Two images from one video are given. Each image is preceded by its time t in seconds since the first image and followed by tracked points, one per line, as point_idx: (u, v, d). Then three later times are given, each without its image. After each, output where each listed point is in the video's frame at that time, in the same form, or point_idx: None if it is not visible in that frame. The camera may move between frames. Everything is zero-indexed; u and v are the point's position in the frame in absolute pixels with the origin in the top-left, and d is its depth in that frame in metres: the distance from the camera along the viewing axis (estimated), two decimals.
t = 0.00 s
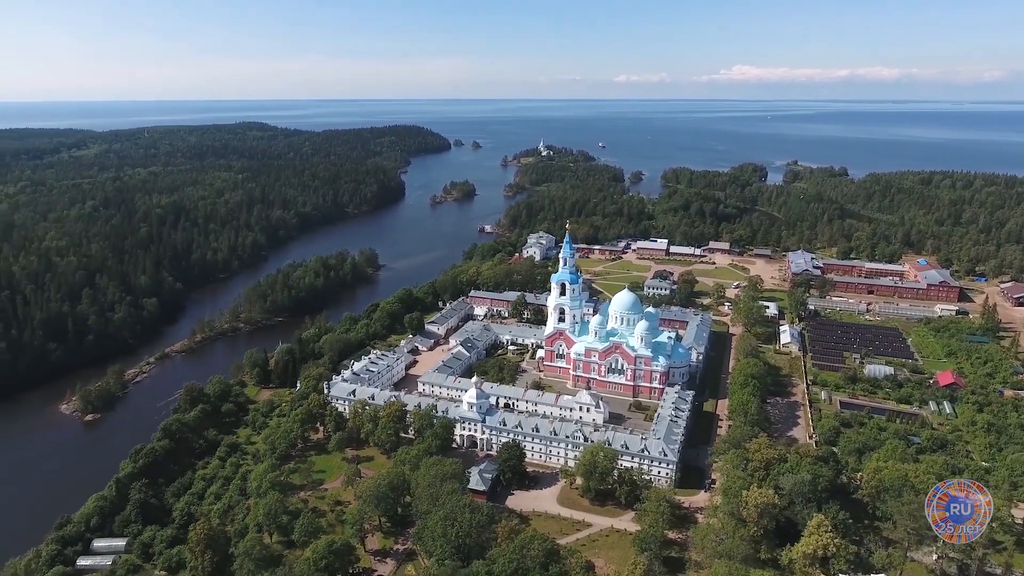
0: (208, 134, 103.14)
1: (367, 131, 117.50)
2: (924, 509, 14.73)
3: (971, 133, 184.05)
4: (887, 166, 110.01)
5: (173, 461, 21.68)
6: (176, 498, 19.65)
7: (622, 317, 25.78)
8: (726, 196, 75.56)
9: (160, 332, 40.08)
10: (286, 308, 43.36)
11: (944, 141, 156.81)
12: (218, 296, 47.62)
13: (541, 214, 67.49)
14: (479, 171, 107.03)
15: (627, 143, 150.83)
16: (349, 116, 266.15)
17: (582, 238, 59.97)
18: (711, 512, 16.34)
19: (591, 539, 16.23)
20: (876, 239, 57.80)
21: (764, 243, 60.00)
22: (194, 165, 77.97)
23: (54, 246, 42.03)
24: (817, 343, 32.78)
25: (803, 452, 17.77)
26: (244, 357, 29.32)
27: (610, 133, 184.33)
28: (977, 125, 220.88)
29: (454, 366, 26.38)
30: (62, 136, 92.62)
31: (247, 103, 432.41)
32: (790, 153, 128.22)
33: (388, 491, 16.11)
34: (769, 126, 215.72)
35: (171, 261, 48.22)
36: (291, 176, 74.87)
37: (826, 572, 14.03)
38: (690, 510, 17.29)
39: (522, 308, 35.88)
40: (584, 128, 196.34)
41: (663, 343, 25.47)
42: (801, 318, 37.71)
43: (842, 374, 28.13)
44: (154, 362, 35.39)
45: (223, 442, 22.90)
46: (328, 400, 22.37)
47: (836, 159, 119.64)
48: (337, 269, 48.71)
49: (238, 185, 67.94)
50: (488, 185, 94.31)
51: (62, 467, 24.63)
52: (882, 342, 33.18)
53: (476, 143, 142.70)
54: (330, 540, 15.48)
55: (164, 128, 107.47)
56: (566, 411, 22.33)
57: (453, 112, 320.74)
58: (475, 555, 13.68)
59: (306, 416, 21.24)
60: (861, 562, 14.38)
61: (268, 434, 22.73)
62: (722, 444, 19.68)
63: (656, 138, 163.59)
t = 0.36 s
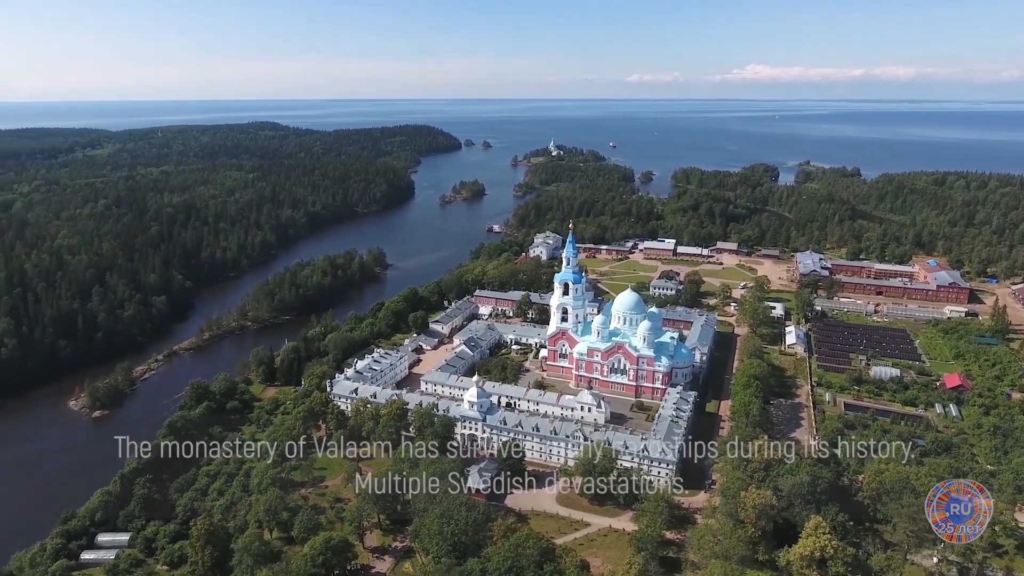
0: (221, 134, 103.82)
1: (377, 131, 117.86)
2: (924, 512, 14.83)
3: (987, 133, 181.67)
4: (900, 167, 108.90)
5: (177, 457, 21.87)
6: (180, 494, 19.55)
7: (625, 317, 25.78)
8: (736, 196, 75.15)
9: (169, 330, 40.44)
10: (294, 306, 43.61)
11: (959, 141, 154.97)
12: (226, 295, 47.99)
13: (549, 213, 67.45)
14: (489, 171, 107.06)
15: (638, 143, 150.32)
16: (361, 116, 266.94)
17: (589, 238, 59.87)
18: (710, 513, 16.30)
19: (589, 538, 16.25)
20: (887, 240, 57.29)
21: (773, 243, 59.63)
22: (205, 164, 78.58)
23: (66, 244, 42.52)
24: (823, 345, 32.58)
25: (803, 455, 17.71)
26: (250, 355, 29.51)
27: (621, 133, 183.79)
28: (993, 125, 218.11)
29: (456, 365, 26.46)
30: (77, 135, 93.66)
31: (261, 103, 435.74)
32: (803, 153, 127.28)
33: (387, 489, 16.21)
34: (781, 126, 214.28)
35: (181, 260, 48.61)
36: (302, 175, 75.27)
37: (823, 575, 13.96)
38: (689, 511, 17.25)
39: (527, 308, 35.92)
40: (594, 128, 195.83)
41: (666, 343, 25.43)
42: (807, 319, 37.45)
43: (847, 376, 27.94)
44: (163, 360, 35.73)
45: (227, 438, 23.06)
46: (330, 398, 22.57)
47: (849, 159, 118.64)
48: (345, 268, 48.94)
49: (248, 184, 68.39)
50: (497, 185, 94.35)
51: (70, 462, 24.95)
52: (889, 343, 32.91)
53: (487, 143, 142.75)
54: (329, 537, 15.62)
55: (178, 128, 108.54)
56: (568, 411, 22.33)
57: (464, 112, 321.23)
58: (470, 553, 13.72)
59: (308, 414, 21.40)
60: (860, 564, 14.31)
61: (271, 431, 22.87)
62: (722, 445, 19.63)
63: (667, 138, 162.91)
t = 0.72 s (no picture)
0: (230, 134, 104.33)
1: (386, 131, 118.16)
2: (922, 512, 14.79)
3: (1000, 133, 179.84)
4: (911, 167, 107.98)
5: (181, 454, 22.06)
6: (181, 490, 19.67)
7: (626, 317, 25.82)
8: (744, 197, 74.84)
9: (176, 328, 40.75)
10: (299, 305, 43.82)
11: (972, 142, 153.56)
12: (233, 293, 48.29)
13: (555, 213, 67.45)
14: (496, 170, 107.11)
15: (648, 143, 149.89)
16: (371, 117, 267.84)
17: (594, 238, 59.80)
18: (706, 513, 16.30)
19: (584, 537, 16.32)
20: (895, 241, 56.91)
21: (780, 244, 59.35)
22: (215, 163, 79.12)
23: (75, 243, 42.95)
24: (827, 346, 32.42)
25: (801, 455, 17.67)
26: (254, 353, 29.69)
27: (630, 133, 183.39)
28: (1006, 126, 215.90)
29: (457, 364, 26.57)
30: (90, 135, 94.61)
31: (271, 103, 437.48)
32: (813, 154, 126.60)
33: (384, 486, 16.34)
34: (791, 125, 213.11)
35: (189, 258, 48.95)
36: (310, 174, 75.56)
37: None
38: (686, 511, 17.26)
39: (529, 307, 35.98)
40: (603, 128, 195.47)
41: (667, 343, 25.39)
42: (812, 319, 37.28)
43: (850, 377, 27.77)
44: (168, 357, 36.04)
45: (228, 435, 23.22)
46: (330, 396, 22.75)
47: (859, 159, 117.85)
48: (350, 267, 49.17)
49: (256, 184, 68.79)
50: (504, 185, 94.40)
51: (72, 460, 25.09)
52: (894, 345, 32.71)
53: (495, 142, 142.87)
54: (326, 533, 15.75)
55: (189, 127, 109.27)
56: (568, 410, 22.32)
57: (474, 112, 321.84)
58: (464, 550, 13.80)
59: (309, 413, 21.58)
60: (855, 566, 14.29)
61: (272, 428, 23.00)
62: (721, 445, 19.60)
63: (676, 138, 162.42)
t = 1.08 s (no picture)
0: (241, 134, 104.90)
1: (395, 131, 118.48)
2: (925, 511, 14.99)
3: (1015, 134, 177.93)
4: (923, 169, 106.92)
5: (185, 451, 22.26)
6: (184, 487, 19.86)
7: (628, 318, 25.91)
8: (752, 197, 74.47)
9: (183, 327, 41.08)
10: (305, 304, 44.06)
11: (986, 143, 151.95)
12: (240, 292, 48.64)
13: (563, 213, 67.43)
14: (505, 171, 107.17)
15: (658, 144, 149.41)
16: (381, 117, 268.67)
17: (600, 238, 59.72)
18: (703, 514, 16.29)
19: (581, 537, 16.35)
20: (905, 243, 56.47)
21: (788, 245, 59.01)
22: (225, 163, 79.69)
23: (85, 242, 43.40)
24: (831, 348, 32.26)
25: (800, 457, 17.61)
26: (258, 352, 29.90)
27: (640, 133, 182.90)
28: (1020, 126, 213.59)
29: (459, 364, 26.64)
30: (103, 135, 95.73)
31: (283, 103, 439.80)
32: (825, 155, 125.85)
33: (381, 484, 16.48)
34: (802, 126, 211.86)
35: (197, 257, 49.34)
36: (319, 175, 75.94)
37: None
38: (683, 512, 17.26)
39: (533, 307, 36.02)
40: (613, 129, 195.09)
41: (669, 344, 25.39)
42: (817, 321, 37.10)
43: (854, 379, 27.63)
44: (175, 355, 36.36)
45: (232, 432, 23.43)
46: (332, 395, 22.92)
47: (871, 160, 117.04)
48: (357, 267, 49.39)
49: (265, 183, 69.23)
50: (512, 185, 94.46)
51: (78, 456, 25.37)
52: (899, 347, 32.49)
53: (504, 143, 142.90)
54: (325, 530, 15.89)
55: (200, 127, 110.02)
56: (568, 410, 22.33)
57: (484, 112, 322.05)
58: (459, 548, 13.90)
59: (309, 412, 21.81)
60: (851, 569, 14.23)
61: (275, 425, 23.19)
62: (720, 446, 19.54)
63: (686, 138, 161.82)
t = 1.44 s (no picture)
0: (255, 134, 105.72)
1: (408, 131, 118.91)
2: (926, 510, 15.17)
3: None
4: (939, 169, 105.67)
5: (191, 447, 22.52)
6: (189, 482, 20.11)
7: (632, 318, 25.88)
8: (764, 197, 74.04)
9: (193, 325, 41.49)
10: (314, 303, 44.38)
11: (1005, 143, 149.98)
12: (251, 291, 49.07)
13: (573, 213, 67.38)
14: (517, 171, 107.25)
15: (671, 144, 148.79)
16: (395, 117, 269.86)
17: (609, 239, 59.62)
18: (703, 515, 16.26)
19: (579, 537, 16.39)
20: (918, 244, 55.88)
21: (800, 245, 58.59)
22: (238, 163, 80.43)
23: (98, 241, 43.97)
24: (839, 349, 32.01)
25: (801, 458, 17.51)
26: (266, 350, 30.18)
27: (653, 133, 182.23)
28: None
29: (464, 363, 26.74)
30: (120, 135, 96.96)
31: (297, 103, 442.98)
32: (839, 155, 124.78)
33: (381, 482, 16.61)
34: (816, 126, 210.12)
35: (209, 256, 49.83)
36: (330, 175, 76.40)
37: None
38: (683, 513, 17.25)
39: (539, 307, 36.04)
40: (625, 129, 194.57)
41: (673, 345, 25.32)
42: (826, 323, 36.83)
43: (861, 381, 27.42)
44: (185, 353, 36.76)
45: (238, 429, 23.69)
46: (336, 393, 23.11)
47: (887, 160, 115.94)
48: (366, 266, 49.68)
49: (277, 183, 69.77)
50: (522, 185, 94.52)
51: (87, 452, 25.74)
52: (908, 349, 32.18)
53: (516, 143, 142.99)
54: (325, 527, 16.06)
55: (215, 127, 111.03)
56: (571, 410, 22.35)
57: (497, 112, 322.46)
58: (456, 546, 14.00)
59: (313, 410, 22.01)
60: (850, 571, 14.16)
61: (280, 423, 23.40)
62: (722, 447, 19.47)
63: (700, 138, 161.05)
